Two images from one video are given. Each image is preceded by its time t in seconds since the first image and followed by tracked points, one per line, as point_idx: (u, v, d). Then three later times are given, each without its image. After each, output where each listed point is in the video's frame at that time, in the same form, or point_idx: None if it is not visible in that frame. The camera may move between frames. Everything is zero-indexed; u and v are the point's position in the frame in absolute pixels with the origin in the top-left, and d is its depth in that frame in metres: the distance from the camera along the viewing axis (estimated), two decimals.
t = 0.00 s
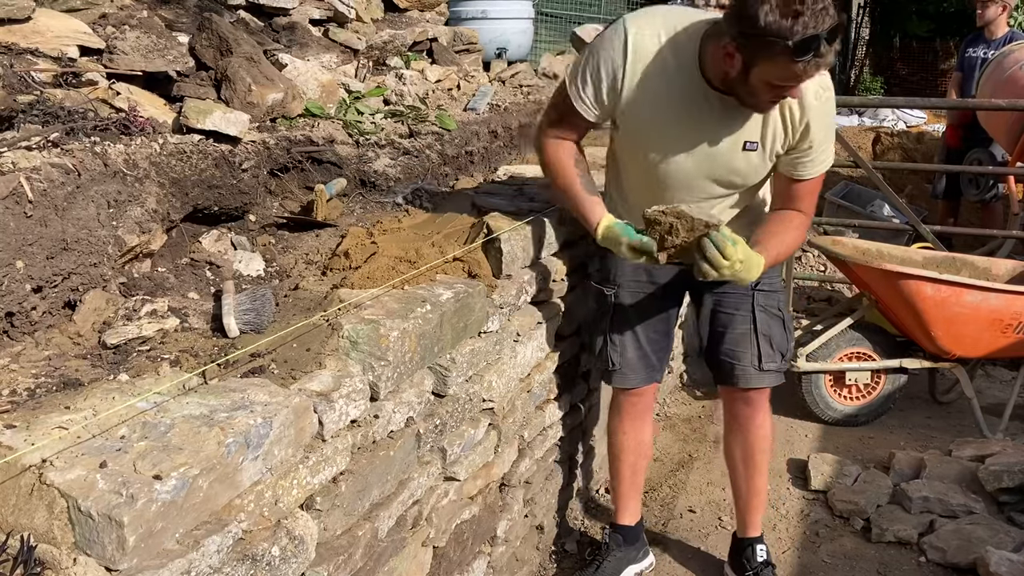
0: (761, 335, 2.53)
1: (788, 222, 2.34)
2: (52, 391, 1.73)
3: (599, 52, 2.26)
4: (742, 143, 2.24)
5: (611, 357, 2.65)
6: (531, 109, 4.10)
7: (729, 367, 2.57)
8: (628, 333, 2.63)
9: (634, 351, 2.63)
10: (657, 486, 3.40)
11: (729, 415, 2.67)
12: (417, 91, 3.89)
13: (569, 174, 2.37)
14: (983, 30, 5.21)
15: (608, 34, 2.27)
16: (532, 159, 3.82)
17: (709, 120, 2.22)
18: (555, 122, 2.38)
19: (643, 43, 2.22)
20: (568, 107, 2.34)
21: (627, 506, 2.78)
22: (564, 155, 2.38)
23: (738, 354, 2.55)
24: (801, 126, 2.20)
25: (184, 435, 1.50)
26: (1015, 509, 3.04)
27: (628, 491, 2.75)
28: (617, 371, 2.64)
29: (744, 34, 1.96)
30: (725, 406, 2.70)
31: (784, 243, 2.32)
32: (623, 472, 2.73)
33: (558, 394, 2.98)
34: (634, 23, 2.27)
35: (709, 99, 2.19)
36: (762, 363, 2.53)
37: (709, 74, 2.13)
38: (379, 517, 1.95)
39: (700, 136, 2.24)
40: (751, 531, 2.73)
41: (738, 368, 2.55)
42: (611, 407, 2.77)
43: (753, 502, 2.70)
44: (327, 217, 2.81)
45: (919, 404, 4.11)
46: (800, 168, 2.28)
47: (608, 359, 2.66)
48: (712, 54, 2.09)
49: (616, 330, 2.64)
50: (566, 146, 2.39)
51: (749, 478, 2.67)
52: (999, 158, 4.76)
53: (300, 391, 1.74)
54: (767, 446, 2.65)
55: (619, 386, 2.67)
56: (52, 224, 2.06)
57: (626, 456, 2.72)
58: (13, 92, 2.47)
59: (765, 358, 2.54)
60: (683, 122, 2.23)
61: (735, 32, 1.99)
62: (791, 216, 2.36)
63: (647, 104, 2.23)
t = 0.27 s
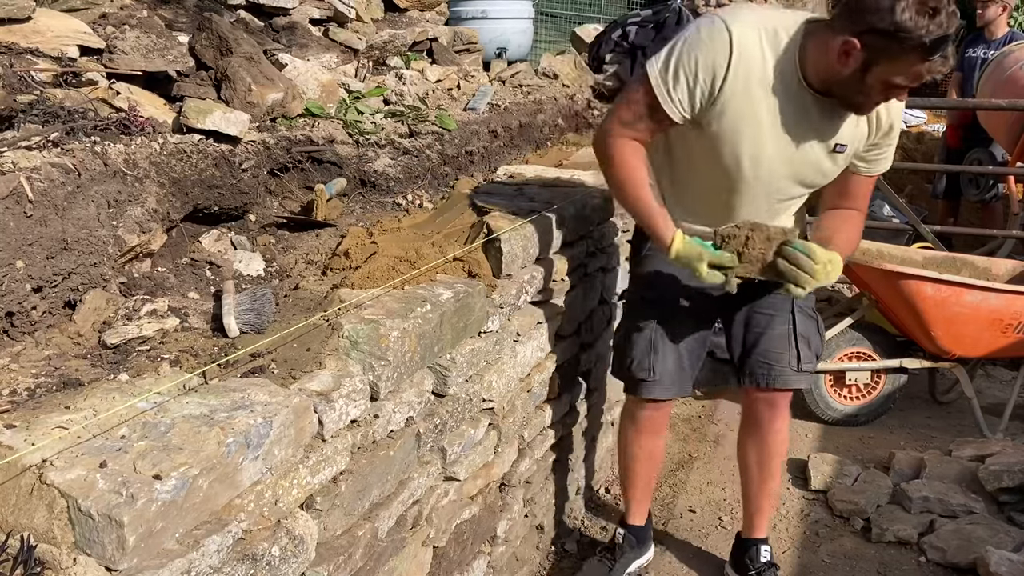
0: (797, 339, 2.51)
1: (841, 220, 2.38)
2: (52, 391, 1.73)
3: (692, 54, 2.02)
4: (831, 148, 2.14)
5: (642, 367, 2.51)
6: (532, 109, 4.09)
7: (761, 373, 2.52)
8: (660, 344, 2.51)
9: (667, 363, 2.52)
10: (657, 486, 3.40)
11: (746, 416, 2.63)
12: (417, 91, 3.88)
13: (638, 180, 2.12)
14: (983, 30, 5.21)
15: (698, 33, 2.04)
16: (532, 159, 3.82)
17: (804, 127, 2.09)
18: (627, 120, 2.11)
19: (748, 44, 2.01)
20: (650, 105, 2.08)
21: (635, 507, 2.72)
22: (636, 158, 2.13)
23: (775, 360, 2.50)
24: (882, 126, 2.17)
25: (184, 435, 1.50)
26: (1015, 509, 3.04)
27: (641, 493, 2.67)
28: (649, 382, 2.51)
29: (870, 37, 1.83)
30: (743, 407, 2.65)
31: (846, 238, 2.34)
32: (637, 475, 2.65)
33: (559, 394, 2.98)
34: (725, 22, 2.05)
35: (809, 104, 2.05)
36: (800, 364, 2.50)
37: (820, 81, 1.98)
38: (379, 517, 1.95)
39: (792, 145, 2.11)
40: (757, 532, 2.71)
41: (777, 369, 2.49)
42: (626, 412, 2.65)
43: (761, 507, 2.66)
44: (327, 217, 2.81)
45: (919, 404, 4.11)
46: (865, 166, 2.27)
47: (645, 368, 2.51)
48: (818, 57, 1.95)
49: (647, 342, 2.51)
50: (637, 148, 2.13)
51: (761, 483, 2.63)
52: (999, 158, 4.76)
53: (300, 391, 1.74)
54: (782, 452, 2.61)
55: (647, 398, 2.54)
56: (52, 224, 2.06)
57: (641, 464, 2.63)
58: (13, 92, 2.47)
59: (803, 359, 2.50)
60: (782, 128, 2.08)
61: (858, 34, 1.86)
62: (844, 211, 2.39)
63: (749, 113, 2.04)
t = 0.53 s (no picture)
0: (815, 341, 2.52)
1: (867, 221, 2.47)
2: (52, 391, 1.73)
3: (760, 71, 1.89)
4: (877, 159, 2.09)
5: (714, 376, 2.30)
6: (532, 109, 4.09)
7: (778, 374, 2.49)
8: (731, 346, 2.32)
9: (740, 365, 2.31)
10: (657, 486, 3.40)
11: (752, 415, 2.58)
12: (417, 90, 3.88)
13: (700, 194, 1.98)
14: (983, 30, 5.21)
15: (765, 46, 1.90)
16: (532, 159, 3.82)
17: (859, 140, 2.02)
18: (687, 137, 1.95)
19: (817, 58, 1.89)
20: (714, 120, 1.93)
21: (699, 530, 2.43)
22: (696, 171, 1.98)
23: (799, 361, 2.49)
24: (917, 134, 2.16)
25: (184, 435, 1.50)
26: (1015, 509, 3.03)
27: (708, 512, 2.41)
28: (726, 388, 2.30)
29: (943, 44, 1.75)
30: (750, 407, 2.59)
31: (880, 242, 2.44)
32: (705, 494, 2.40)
33: (559, 394, 2.98)
34: (791, 34, 1.91)
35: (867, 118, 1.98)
36: (818, 365, 2.51)
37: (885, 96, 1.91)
38: (379, 517, 1.95)
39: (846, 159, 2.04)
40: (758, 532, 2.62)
41: (796, 370, 2.48)
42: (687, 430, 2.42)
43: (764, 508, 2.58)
44: (327, 217, 2.81)
45: (919, 404, 4.11)
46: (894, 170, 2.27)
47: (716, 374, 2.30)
48: (881, 66, 1.87)
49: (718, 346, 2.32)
50: (697, 161, 1.98)
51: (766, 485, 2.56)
52: (999, 158, 4.76)
53: (300, 390, 1.74)
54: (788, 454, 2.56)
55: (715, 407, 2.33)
56: (52, 223, 2.06)
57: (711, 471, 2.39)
58: (13, 92, 2.47)
59: (819, 361, 2.52)
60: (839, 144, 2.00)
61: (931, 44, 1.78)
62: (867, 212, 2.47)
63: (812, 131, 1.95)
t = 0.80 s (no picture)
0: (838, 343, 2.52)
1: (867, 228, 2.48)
2: (52, 391, 1.73)
3: (807, 104, 1.74)
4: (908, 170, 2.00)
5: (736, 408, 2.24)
6: (532, 109, 4.09)
7: (818, 382, 2.45)
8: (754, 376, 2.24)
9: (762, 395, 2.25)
10: (657, 486, 3.40)
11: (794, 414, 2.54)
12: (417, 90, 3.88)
13: (753, 235, 1.84)
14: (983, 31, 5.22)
15: (809, 75, 1.75)
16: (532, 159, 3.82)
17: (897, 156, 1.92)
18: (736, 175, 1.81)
19: (865, 82, 1.76)
20: (764, 155, 1.79)
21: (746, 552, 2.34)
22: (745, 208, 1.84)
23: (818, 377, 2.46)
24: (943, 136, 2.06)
25: (184, 435, 1.50)
26: (1015, 509, 3.03)
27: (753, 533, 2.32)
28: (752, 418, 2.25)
29: (990, 53, 1.66)
30: (788, 407, 2.55)
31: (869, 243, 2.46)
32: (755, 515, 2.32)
33: (559, 394, 2.98)
34: (835, 57, 1.76)
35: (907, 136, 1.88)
36: (847, 366, 2.53)
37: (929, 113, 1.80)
38: (379, 517, 1.94)
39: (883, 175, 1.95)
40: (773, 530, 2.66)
41: (831, 374, 2.46)
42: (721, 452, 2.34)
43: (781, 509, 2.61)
44: (327, 217, 2.81)
45: (919, 404, 4.10)
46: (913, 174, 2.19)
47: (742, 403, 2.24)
48: (921, 79, 1.77)
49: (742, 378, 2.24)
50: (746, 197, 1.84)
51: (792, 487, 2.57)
52: (999, 158, 4.76)
53: (299, 390, 1.74)
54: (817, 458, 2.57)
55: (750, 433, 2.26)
56: (52, 223, 2.06)
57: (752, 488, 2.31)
58: (13, 92, 2.46)
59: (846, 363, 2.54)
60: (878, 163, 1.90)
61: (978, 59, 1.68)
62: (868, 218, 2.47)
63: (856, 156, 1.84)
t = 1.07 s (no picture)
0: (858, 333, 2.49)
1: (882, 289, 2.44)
2: (52, 391, 1.73)
3: (885, 211, 1.60)
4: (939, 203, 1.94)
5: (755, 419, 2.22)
6: (532, 109, 4.09)
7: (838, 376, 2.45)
8: (777, 390, 2.22)
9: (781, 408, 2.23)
10: (657, 486, 3.40)
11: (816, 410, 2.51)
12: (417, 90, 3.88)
13: (851, 353, 1.78)
14: (983, 31, 5.22)
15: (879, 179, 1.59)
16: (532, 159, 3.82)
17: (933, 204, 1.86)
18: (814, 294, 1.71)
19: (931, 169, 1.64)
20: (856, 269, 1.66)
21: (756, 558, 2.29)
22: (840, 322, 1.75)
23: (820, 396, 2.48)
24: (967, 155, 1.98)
25: (184, 435, 1.50)
26: (1015, 509, 3.02)
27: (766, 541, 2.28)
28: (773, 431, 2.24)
29: None
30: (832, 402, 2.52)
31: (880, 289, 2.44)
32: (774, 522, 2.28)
33: (559, 394, 2.98)
34: (901, 156, 1.60)
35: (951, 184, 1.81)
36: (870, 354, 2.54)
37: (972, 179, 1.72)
38: (378, 517, 1.94)
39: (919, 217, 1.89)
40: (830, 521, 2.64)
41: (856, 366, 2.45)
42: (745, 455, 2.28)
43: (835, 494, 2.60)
44: (327, 217, 2.81)
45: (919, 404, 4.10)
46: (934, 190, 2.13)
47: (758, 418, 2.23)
48: (960, 154, 1.66)
49: (762, 392, 2.22)
50: (841, 313, 1.73)
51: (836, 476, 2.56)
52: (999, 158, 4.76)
53: (299, 391, 1.74)
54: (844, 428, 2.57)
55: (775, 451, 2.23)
56: (52, 223, 2.06)
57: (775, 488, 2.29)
58: (13, 92, 2.47)
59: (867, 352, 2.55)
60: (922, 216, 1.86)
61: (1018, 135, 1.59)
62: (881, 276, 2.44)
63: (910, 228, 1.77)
